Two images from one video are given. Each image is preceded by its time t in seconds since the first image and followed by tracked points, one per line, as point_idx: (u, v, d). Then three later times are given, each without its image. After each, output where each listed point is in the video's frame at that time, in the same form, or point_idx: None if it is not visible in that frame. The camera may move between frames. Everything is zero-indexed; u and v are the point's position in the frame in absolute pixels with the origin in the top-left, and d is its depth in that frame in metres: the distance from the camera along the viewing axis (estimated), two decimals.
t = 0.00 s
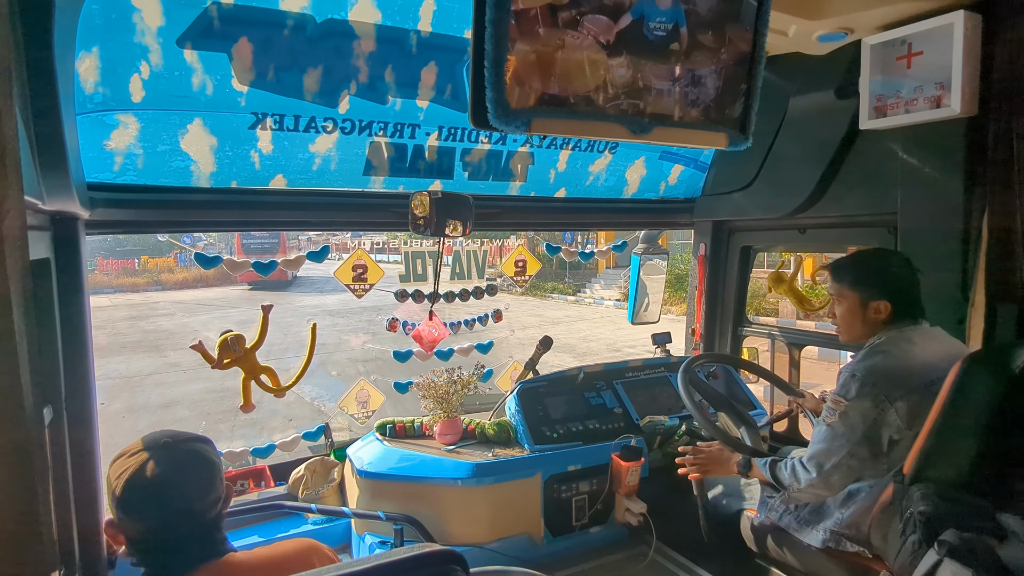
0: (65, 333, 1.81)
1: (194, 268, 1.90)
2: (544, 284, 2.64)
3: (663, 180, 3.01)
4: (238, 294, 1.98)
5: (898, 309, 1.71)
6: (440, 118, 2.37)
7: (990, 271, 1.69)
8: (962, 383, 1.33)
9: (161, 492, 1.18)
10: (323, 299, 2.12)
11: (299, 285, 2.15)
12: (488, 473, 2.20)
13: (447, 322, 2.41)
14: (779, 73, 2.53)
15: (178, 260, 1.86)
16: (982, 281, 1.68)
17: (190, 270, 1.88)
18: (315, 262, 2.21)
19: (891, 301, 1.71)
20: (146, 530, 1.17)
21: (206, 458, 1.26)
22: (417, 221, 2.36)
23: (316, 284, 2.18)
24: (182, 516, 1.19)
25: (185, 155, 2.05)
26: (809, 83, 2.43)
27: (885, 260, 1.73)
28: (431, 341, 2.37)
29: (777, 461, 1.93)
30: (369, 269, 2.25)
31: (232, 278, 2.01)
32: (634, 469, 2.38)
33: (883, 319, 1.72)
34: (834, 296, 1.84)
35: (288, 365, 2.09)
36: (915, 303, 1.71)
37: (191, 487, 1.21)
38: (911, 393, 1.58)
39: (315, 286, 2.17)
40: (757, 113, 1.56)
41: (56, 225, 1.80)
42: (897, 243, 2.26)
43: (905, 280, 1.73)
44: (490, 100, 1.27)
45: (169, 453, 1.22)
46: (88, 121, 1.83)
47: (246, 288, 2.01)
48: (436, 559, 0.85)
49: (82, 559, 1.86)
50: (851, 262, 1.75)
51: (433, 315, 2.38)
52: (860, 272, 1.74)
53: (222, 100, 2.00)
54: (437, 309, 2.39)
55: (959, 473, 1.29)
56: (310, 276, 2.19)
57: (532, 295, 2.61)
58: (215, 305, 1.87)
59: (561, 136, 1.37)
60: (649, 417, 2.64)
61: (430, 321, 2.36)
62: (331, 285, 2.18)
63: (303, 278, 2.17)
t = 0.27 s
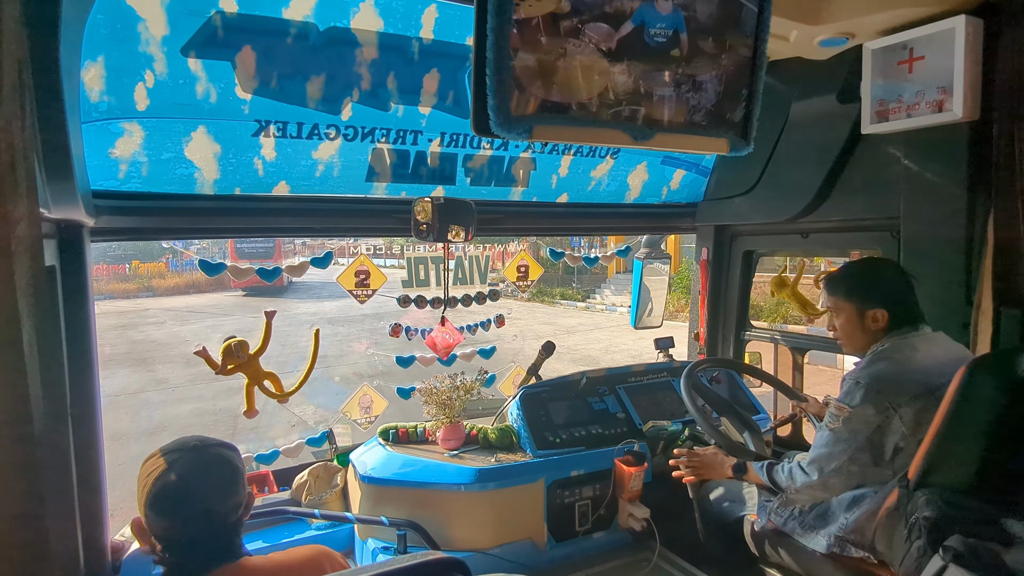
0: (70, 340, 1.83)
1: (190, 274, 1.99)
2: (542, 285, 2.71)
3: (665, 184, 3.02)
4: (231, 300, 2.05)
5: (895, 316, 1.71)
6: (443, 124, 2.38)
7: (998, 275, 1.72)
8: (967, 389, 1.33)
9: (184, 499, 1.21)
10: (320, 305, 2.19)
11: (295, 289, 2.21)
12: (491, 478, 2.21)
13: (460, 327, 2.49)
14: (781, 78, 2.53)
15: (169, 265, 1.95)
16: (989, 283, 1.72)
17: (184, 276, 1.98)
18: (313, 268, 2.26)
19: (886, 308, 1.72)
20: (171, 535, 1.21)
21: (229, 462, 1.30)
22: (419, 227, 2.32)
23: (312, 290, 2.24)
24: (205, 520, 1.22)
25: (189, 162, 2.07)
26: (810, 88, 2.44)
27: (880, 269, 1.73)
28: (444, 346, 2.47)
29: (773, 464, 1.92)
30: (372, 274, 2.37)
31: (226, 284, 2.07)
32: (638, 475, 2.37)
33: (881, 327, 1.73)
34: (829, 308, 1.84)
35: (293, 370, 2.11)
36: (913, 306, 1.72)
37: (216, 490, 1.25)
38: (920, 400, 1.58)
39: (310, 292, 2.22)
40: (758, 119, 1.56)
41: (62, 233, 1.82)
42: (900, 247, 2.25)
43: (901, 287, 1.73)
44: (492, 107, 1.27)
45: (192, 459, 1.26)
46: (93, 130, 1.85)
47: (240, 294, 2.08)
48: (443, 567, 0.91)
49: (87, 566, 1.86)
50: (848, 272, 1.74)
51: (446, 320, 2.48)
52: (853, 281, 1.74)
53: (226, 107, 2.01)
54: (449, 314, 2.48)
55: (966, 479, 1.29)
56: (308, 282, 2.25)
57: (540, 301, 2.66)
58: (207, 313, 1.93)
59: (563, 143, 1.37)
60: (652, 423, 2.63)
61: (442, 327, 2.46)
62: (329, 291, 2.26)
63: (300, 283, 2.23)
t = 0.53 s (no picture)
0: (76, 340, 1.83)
1: (183, 276, 1.91)
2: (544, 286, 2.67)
3: (668, 185, 3.02)
4: (224, 305, 1.96)
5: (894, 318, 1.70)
6: (447, 125, 2.39)
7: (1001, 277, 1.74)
8: (970, 390, 1.33)
9: (204, 494, 1.22)
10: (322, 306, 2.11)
11: (290, 292, 2.10)
12: (496, 478, 2.21)
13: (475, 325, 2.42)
14: (786, 79, 2.53)
15: (161, 268, 1.86)
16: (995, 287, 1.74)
17: (176, 279, 1.88)
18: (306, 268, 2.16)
19: (885, 310, 1.70)
20: (187, 528, 1.21)
21: (249, 461, 1.31)
22: (423, 227, 2.37)
23: (309, 292, 2.13)
24: (221, 517, 1.22)
25: (194, 163, 2.08)
26: (815, 88, 2.43)
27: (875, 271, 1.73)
28: (463, 345, 2.41)
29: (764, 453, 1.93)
30: (376, 274, 2.23)
31: (219, 287, 2.01)
32: (641, 476, 2.36)
33: (881, 328, 1.71)
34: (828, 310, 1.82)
35: (297, 370, 2.09)
36: (911, 308, 1.71)
37: (235, 487, 1.26)
38: (916, 399, 1.60)
39: (307, 295, 2.11)
40: (762, 119, 1.56)
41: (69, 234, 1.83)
42: (905, 248, 2.25)
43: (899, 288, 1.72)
44: (497, 109, 1.28)
45: (215, 456, 1.27)
46: (99, 131, 1.86)
47: (233, 297, 2.01)
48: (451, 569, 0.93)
49: (93, 564, 1.87)
50: (844, 275, 1.74)
51: (459, 321, 2.40)
52: (850, 285, 1.73)
53: (231, 109, 2.02)
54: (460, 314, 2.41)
55: (969, 481, 1.28)
56: (304, 285, 2.14)
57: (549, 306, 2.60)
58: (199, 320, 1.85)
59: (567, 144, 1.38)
60: (655, 424, 2.62)
61: (457, 328, 2.39)
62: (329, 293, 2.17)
63: (295, 284, 2.13)
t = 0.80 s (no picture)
0: (77, 340, 1.83)
1: (171, 277, 1.83)
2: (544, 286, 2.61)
3: (669, 185, 3.01)
4: (214, 307, 1.91)
5: (888, 318, 1.72)
6: (447, 125, 2.38)
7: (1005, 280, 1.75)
8: (973, 389, 1.31)
9: (194, 498, 1.22)
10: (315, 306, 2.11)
11: (281, 293, 2.08)
12: (498, 479, 2.21)
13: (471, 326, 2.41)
14: (787, 79, 2.53)
15: (148, 269, 1.80)
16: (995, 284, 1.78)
17: (163, 280, 1.81)
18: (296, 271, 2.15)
19: (881, 309, 1.72)
20: (177, 532, 1.20)
21: (235, 462, 1.30)
22: (424, 227, 2.36)
23: (301, 294, 2.11)
24: (214, 518, 1.22)
25: (195, 163, 2.07)
26: (816, 88, 2.42)
27: (877, 271, 1.73)
28: (457, 346, 2.40)
29: (756, 425, 1.92)
30: (377, 274, 2.19)
31: (209, 290, 1.94)
32: (642, 477, 2.34)
33: (875, 327, 1.75)
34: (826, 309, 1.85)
35: (297, 370, 2.08)
36: (910, 307, 1.73)
37: (225, 489, 1.25)
38: (911, 396, 1.61)
39: (299, 296, 2.09)
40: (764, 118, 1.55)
41: (69, 234, 1.82)
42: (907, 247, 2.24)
43: (896, 288, 1.73)
44: (498, 107, 1.27)
45: (202, 459, 1.26)
46: (100, 131, 1.86)
47: (224, 299, 1.97)
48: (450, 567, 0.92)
49: (93, 565, 1.87)
50: (844, 273, 1.75)
51: (456, 321, 2.38)
52: (849, 282, 1.74)
53: (232, 109, 2.02)
54: (459, 314, 2.39)
55: (976, 478, 1.30)
56: (295, 287, 2.12)
57: (556, 309, 2.53)
58: (185, 322, 1.76)
59: (568, 142, 1.37)
60: (657, 424, 2.63)
61: (454, 328, 2.38)
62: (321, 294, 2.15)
63: (286, 285, 2.11)
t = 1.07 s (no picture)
0: (76, 343, 1.84)
1: (155, 279, 1.78)
2: (539, 288, 2.65)
3: (667, 187, 3.02)
4: (201, 310, 1.85)
5: (879, 316, 1.74)
6: (445, 127, 2.39)
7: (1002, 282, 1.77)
8: (967, 391, 1.33)
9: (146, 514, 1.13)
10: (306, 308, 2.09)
11: (271, 296, 2.06)
12: (497, 480, 2.22)
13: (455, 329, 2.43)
14: (783, 81, 2.53)
15: (132, 270, 1.79)
16: (991, 287, 1.80)
17: (148, 281, 1.78)
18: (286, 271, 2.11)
19: (871, 306, 1.74)
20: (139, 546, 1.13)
21: (190, 471, 1.22)
22: (423, 228, 2.35)
23: (292, 297, 2.08)
24: (179, 527, 1.15)
25: (194, 165, 2.08)
26: (813, 90, 2.43)
27: (880, 268, 1.75)
28: (440, 348, 2.40)
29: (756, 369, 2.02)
30: (375, 276, 2.22)
31: (195, 291, 1.88)
32: (641, 477, 2.37)
33: (865, 324, 1.77)
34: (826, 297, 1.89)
35: (297, 371, 2.10)
36: (904, 306, 1.72)
37: (181, 500, 1.17)
38: (881, 385, 1.67)
39: (289, 299, 2.07)
40: (761, 121, 1.56)
41: (68, 237, 1.83)
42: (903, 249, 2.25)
43: (894, 286, 1.73)
44: (495, 111, 1.27)
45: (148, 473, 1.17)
46: (98, 134, 1.86)
47: (210, 301, 1.90)
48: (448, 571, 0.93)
49: (92, 567, 1.87)
50: (849, 265, 1.78)
51: (443, 322, 2.39)
52: (853, 275, 1.77)
53: (230, 111, 2.02)
54: (446, 317, 2.40)
55: (970, 477, 1.33)
56: (285, 289, 2.09)
57: (560, 312, 2.62)
58: (170, 327, 1.69)
59: (565, 146, 1.38)
60: (656, 424, 2.66)
61: (439, 329, 2.38)
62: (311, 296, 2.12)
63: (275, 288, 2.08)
